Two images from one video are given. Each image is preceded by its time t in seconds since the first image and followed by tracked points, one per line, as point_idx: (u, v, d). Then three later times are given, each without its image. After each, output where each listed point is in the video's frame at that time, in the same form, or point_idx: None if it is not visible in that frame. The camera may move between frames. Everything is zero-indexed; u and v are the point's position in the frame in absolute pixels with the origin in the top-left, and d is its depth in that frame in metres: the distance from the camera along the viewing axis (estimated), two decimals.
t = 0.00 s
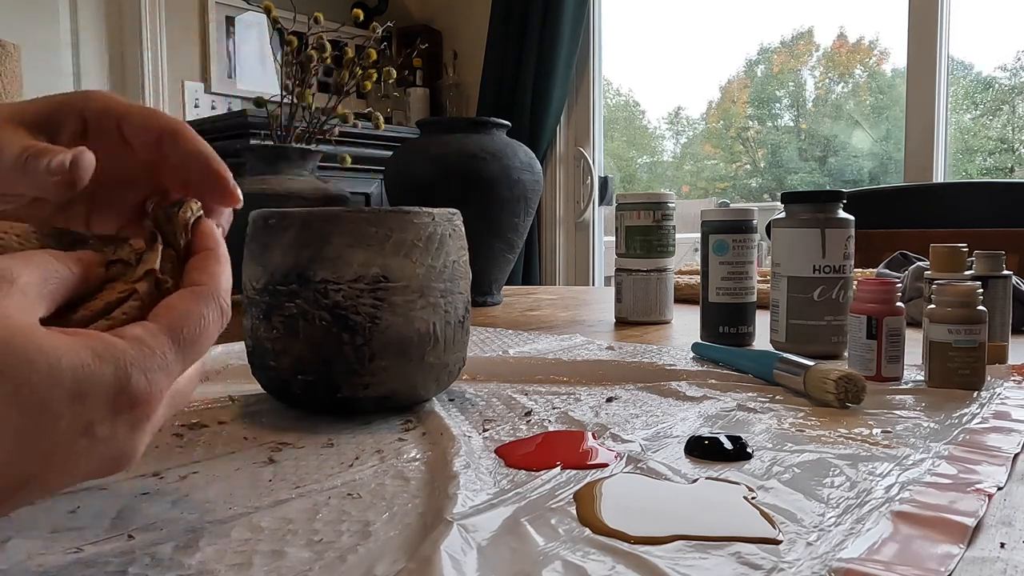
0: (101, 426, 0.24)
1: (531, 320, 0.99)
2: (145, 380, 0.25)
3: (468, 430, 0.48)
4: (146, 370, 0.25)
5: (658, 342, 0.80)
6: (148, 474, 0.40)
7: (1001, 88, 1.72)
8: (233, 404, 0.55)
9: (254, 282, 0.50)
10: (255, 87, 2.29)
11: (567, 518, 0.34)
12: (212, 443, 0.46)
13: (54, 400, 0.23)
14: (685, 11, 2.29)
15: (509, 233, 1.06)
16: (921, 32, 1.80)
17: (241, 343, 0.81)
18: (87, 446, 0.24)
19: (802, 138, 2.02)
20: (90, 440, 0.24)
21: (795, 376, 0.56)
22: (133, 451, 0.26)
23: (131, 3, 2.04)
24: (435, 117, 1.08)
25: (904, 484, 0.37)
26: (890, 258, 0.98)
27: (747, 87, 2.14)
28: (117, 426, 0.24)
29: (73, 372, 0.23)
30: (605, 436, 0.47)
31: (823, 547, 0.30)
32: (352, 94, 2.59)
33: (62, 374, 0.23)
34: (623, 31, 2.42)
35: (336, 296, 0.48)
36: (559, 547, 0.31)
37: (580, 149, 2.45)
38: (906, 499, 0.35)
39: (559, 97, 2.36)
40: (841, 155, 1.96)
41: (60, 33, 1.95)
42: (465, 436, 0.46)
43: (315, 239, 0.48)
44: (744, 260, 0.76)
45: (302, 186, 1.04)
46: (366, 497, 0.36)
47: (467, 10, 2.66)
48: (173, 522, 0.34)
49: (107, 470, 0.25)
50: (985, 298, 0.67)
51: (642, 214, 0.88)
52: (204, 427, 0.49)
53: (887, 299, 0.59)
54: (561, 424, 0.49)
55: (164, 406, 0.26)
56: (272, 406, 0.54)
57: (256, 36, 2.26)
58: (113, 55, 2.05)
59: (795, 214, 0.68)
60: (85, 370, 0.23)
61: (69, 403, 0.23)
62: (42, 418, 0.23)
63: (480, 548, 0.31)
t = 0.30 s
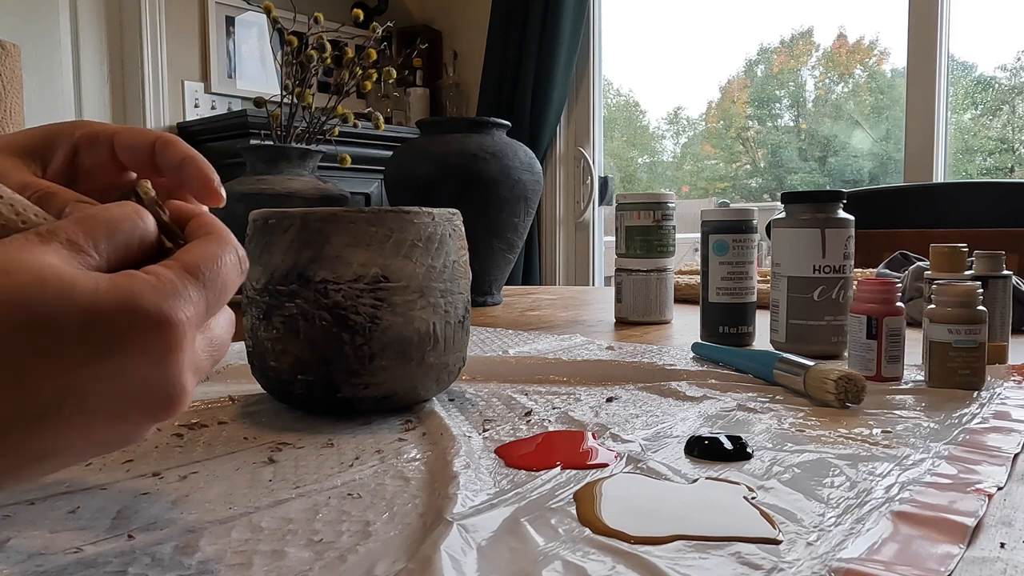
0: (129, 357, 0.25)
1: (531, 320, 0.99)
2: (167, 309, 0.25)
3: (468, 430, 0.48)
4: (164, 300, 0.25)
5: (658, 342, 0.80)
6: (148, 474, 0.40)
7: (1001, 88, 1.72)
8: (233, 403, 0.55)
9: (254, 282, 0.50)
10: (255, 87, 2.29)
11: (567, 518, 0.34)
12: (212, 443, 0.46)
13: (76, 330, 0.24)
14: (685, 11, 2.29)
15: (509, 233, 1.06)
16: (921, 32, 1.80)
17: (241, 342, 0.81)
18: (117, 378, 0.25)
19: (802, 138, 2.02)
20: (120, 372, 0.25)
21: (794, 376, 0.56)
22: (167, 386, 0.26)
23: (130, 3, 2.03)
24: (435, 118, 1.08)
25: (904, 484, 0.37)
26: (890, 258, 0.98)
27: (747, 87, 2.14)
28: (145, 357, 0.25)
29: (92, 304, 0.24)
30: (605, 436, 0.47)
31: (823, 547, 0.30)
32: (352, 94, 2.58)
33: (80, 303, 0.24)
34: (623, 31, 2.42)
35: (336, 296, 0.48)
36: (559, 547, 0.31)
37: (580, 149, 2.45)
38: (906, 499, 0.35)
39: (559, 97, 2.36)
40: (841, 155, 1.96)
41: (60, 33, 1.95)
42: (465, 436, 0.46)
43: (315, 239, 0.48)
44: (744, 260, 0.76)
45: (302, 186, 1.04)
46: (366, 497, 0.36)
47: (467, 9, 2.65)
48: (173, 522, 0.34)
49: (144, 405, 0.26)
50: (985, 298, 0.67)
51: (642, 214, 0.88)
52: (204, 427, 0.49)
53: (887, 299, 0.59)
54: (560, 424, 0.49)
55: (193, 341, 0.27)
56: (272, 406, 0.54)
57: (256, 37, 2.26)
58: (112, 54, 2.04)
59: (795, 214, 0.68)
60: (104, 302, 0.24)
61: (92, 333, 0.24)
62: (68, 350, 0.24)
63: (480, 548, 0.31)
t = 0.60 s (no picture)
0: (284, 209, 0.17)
1: (531, 320, 0.99)
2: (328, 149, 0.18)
3: (468, 430, 0.48)
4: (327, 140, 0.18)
5: (658, 342, 0.80)
6: (148, 474, 0.40)
7: (1001, 88, 1.72)
8: (233, 403, 0.55)
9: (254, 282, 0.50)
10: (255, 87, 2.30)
11: (567, 518, 0.34)
12: (213, 443, 0.46)
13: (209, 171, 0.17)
14: (685, 11, 2.29)
15: (509, 232, 1.06)
16: (921, 31, 1.80)
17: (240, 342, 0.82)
18: (264, 241, 0.18)
19: (802, 138, 2.02)
20: (257, 241, 0.18)
21: (794, 376, 0.56)
22: (333, 257, 0.18)
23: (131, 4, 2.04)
24: (436, 117, 1.08)
25: (904, 484, 0.37)
26: (890, 258, 0.98)
27: (747, 87, 2.14)
28: (299, 215, 0.18)
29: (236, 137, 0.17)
30: (605, 436, 0.47)
31: (823, 547, 0.30)
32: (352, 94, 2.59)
33: (218, 141, 0.17)
34: (623, 31, 2.42)
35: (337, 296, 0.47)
36: (558, 547, 0.31)
37: (580, 149, 2.45)
38: (906, 499, 0.35)
39: (559, 97, 2.36)
40: (841, 155, 1.96)
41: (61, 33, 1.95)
42: (465, 436, 0.46)
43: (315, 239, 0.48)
44: (744, 260, 0.76)
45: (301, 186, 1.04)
46: (366, 497, 0.36)
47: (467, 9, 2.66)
48: (173, 522, 0.34)
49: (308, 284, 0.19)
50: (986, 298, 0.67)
51: (642, 214, 0.88)
52: (204, 427, 0.49)
53: (887, 298, 0.59)
54: (560, 424, 0.49)
55: (363, 203, 0.19)
56: (273, 406, 0.54)
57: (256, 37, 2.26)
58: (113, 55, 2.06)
59: (795, 214, 0.68)
60: (251, 137, 0.17)
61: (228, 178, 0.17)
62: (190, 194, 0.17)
63: (480, 548, 0.31)
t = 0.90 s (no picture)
0: (339, 166, 0.23)
1: (531, 320, 0.99)
2: (376, 120, 0.24)
3: (468, 430, 0.48)
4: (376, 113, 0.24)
5: (658, 342, 0.80)
6: (148, 474, 0.40)
7: (1000, 88, 1.72)
8: (233, 403, 0.55)
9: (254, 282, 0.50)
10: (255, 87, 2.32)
11: (567, 518, 0.34)
12: (213, 443, 0.46)
13: (284, 123, 0.22)
14: (685, 10, 2.29)
15: (509, 232, 1.06)
16: (921, 31, 1.80)
17: (241, 342, 0.82)
18: (321, 191, 0.23)
19: (802, 138, 2.02)
20: (321, 192, 0.23)
21: (794, 376, 0.56)
22: (370, 213, 0.24)
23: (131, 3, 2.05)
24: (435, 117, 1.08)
25: (904, 484, 0.37)
26: (890, 258, 0.98)
27: (747, 87, 2.14)
28: (349, 167, 0.23)
29: (309, 101, 0.23)
30: (605, 436, 0.47)
31: (823, 547, 0.30)
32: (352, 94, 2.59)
33: (290, 94, 0.22)
34: (623, 31, 2.42)
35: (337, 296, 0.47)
36: (558, 547, 0.31)
37: (580, 149, 2.45)
38: (906, 499, 0.35)
39: (559, 97, 2.36)
40: (841, 155, 1.96)
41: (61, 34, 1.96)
42: (465, 436, 0.46)
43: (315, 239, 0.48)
44: (744, 260, 0.76)
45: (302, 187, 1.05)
46: (366, 497, 0.36)
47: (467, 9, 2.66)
48: (173, 522, 0.34)
49: (346, 239, 0.24)
50: (985, 298, 0.67)
51: (642, 214, 0.89)
52: (204, 427, 0.49)
53: (887, 299, 0.59)
54: (561, 424, 0.49)
55: (395, 173, 0.25)
56: (273, 406, 0.54)
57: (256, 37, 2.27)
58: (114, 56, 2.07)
59: (795, 214, 0.68)
60: (315, 95, 0.23)
61: (301, 135, 0.22)
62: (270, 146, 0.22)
63: (480, 548, 0.31)
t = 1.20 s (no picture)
0: (306, 159, 0.26)
1: (531, 320, 0.99)
2: (341, 118, 0.27)
3: (468, 430, 0.48)
4: (342, 109, 0.27)
5: (658, 342, 0.80)
6: (148, 474, 0.40)
7: (1000, 88, 1.72)
8: (233, 404, 0.55)
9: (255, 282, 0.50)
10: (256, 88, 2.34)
11: (567, 518, 0.34)
12: (213, 443, 0.46)
13: (259, 122, 0.25)
14: (685, 10, 2.29)
15: (509, 233, 1.06)
16: (921, 31, 1.80)
17: (241, 342, 0.82)
18: (289, 183, 0.26)
19: (802, 138, 2.02)
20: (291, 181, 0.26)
21: (794, 376, 0.56)
22: (332, 200, 0.27)
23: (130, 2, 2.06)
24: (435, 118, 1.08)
25: (904, 484, 0.37)
26: (890, 258, 0.98)
27: (747, 87, 2.14)
28: (317, 158, 0.26)
29: (283, 101, 0.25)
30: (605, 436, 0.47)
31: (823, 547, 0.30)
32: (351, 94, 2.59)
33: (267, 91, 0.25)
34: (623, 31, 2.42)
35: (336, 296, 0.48)
36: (558, 547, 0.31)
37: (580, 149, 2.45)
38: (906, 499, 0.35)
39: (559, 97, 2.36)
40: (841, 155, 1.96)
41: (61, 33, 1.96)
42: (465, 436, 0.46)
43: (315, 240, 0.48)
44: (744, 260, 0.76)
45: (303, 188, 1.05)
46: (366, 497, 0.36)
47: (467, 9, 2.66)
48: (173, 522, 0.34)
49: (310, 224, 0.27)
50: (986, 298, 0.67)
51: (642, 214, 0.89)
52: (204, 427, 0.49)
53: (887, 299, 0.59)
54: (560, 424, 0.49)
55: (356, 164, 0.28)
56: (272, 406, 0.54)
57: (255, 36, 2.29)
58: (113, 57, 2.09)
59: (795, 214, 0.68)
60: (287, 92, 0.25)
61: (277, 130, 0.25)
62: (246, 140, 0.25)
63: (480, 548, 0.31)
